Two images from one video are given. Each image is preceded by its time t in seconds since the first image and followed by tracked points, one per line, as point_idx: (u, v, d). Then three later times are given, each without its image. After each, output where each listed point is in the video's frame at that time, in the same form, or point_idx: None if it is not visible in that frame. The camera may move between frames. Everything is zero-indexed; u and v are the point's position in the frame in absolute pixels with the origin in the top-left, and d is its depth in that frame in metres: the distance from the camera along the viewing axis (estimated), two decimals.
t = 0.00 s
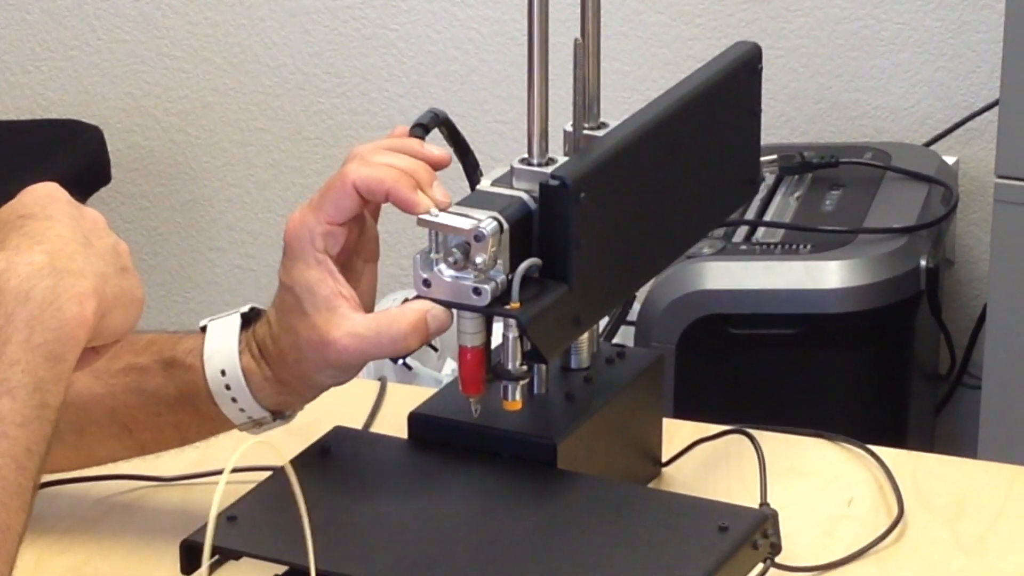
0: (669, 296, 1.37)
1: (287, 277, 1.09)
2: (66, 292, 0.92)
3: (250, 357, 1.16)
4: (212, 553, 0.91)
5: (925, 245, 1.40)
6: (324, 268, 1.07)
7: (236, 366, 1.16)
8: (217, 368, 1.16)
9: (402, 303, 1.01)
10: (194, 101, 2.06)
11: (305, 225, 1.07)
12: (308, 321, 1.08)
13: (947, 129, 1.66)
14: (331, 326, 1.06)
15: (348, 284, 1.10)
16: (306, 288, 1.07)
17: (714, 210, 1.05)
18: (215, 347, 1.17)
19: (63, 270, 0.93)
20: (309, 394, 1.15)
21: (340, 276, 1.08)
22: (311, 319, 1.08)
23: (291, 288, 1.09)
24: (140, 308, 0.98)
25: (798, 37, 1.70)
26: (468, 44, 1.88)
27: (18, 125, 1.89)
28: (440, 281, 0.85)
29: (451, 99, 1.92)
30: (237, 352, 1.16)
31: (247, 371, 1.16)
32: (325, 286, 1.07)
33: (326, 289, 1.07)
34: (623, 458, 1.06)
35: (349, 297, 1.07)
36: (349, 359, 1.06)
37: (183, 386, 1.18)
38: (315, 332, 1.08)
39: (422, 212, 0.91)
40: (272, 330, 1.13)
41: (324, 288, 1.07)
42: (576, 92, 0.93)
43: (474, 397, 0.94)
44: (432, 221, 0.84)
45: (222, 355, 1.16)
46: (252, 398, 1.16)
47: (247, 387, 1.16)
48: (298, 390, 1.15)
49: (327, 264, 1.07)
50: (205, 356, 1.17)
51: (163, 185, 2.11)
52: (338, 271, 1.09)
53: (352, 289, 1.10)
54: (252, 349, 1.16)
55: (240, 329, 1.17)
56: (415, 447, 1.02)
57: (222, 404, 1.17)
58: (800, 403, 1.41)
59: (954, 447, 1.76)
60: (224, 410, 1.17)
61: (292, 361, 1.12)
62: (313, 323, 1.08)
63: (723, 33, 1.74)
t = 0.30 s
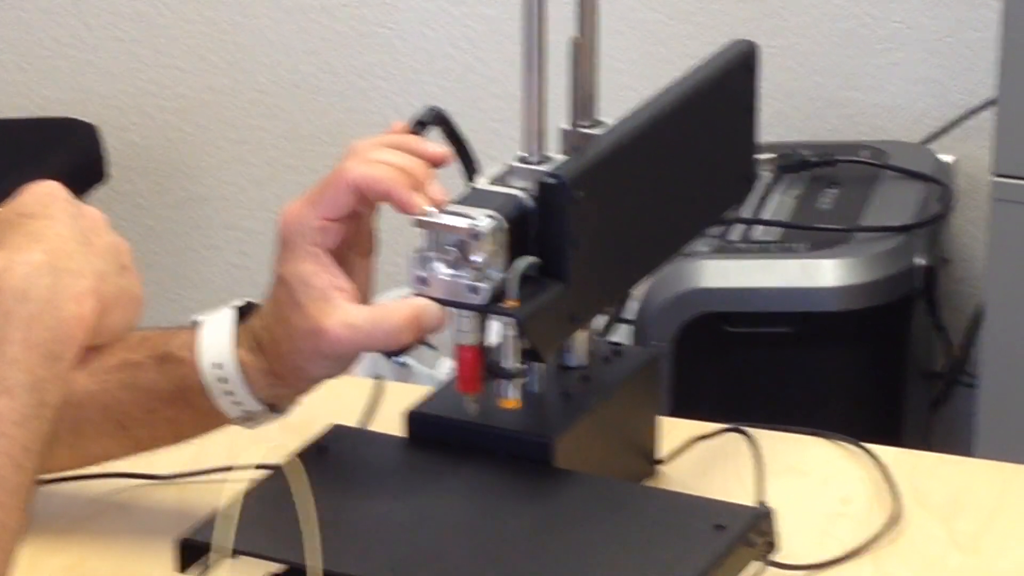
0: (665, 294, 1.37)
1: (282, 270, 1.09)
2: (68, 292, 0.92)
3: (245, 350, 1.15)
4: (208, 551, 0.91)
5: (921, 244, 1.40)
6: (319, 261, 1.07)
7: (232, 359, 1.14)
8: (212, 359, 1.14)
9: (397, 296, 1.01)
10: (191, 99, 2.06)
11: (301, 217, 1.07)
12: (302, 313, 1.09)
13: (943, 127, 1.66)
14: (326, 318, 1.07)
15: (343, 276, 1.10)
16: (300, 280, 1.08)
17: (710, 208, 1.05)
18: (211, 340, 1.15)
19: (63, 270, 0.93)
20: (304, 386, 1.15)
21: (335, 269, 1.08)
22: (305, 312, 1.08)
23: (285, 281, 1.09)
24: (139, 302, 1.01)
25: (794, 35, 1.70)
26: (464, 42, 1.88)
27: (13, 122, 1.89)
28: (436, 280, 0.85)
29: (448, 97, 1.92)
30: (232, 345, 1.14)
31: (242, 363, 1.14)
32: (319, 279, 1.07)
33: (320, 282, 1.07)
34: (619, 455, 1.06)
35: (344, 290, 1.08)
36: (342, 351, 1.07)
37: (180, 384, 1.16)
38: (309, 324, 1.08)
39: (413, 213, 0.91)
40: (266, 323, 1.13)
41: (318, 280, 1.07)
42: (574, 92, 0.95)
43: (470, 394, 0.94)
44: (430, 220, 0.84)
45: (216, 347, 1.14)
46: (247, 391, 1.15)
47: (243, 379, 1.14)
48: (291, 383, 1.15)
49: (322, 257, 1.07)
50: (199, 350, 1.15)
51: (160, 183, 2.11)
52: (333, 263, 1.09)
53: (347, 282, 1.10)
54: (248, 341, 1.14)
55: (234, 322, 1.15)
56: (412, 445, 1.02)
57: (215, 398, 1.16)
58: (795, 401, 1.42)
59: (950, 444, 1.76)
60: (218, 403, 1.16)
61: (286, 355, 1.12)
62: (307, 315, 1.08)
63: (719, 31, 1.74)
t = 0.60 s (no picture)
0: (662, 293, 1.37)
1: (277, 273, 1.09)
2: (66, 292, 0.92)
3: (243, 352, 1.16)
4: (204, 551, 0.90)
5: (917, 242, 1.40)
6: (314, 263, 1.07)
7: (229, 360, 1.15)
8: (210, 363, 1.16)
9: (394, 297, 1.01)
10: (187, 97, 2.06)
11: (295, 220, 1.06)
12: (297, 314, 1.09)
13: (939, 126, 1.66)
14: (322, 318, 1.07)
15: (338, 276, 1.10)
16: (296, 282, 1.08)
17: (706, 207, 1.05)
18: (208, 342, 1.16)
19: (61, 269, 0.93)
20: (303, 387, 1.15)
21: (330, 269, 1.08)
22: (301, 313, 1.08)
23: (281, 283, 1.09)
24: (138, 300, 1.01)
25: (791, 33, 1.70)
26: (461, 40, 1.88)
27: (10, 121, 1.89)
28: (432, 278, 0.85)
29: (444, 95, 1.92)
30: (229, 347, 1.16)
31: (240, 365, 1.16)
32: (314, 280, 1.07)
33: (316, 283, 1.07)
34: (616, 455, 1.06)
35: (339, 291, 1.08)
36: (338, 352, 1.07)
37: (178, 385, 1.17)
38: (305, 325, 1.08)
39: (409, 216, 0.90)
40: (262, 324, 1.13)
41: (313, 280, 1.07)
42: (569, 88, 0.94)
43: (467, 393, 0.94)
44: (426, 219, 0.84)
45: (214, 350, 1.16)
46: (246, 393, 1.15)
47: (241, 381, 1.15)
48: (289, 384, 1.15)
49: (317, 259, 1.07)
50: (198, 353, 1.17)
51: (156, 182, 2.11)
52: (328, 264, 1.09)
53: (341, 282, 1.10)
54: (245, 344, 1.16)
55: (231, 324, 1.17)
56: (409, 444, 1.02)
57: (214, 399, 1.16)
58: (792, 399, 1.42)
59: (946, 443, 1.77)
60: (218, 405, 1.17)
61: (283, 356, 1.12)
62: (302, 316, 1.08)
63: (715, 29, 1.74)
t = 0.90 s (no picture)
0: (663, 295, 1.37)
1: (282, 276, 1.09)
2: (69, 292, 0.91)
3: (245, 358, 1.16)
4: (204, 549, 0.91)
5: (919, 243, 1.40)
6: (318, 265, 1.07)
7: (230, 367, 1.15)
8: (211, 368, 1.16)
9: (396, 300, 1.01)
10: (188, 97, 2.06)
11: (300, 221, 1.07)
12: (302, 320, 1.08)
13: (941, 127, 1.66)
14: (324, 323, 1.06)
15: (343, 284, 1.10)
16: (300, 285, 1.07)
17: (709, 209, 1.05)
18: (211, 347, 1.16)
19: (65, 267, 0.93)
20: (302, 394, 1.16)
21: (334, 275, 1.08)
22: (305, 317, 1.08)
23: (286, 287, 1.09)
24: (140, 305, 0.98)
25: (792, 34, 1.70)
26: (462, 40, 1.88)
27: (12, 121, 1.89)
28: (435, 279, 0.85)
29: (445, 96, 1.91)
30: (231, 354, 1.16)
31: (241, 371, 1.16)
32: (318, 283, 1.07)
33: (320, 286, 1.07)
34: (617, 456, 1.06)
35: (344, 295, 1.07)
36: (342, 357, 1.06)
37: (179, 388, 1.18)
38: (309, 331, 1.07)
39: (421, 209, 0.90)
40: (266, 328, 1.14)
41: (318, 285, 1.07)
42: (571, 89, 0.94)
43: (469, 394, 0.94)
44: (428, 219, 0.83)
45: (216, 357, 1.16)
46: (246, 399, 1.16)
47: (242, 389, 1.15)
48: (292, 388, 1.15)
49: (322, 261, 1.07)
50: (200, 357, 1.16)
51: (158, 182, 2.11)
52: (333, 270, 1.09)
53: (346, 289, 1.09)
54: (248, 350, 1.16)
55: (234, 330, 1.17)
56: (410, 444, 1.02)
57: (216, 404, 1.16)
58: (793, 400, 1.42)
59: (947, 444, 1.76)
60: (219, 410, 1.17)
61: (286, 360, 1.12)
62: (306, 321, 1.08)
63: (717, 30, 1.74)
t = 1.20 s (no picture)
0: (661, 294, 1.37)
1: (277, 270, 1.09)
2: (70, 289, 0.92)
3: (244, 352, 1.16)
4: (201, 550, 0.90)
5: (918, 243, 1.40)
6: (314, 260, 1.07)
7: (230, 361, 1.15)
8: (211, 361, 1.16)
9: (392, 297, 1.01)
10: (187, 96, 2.06)
11: (295, 218, 1.07)
12: (298, 314, 1.08)
13: (940, 127, 1.66)
14: (321, 316, 1.06)
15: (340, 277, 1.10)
16: (296, 279, 1.08)
17: (706, 209, 1.05)
18: (210, 342, 1.16)
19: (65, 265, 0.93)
20: (303, 387, 1.15)
21: (331, 268, 1.08)
22: (301, 311, 1.08)
23: (281, 281, 1.09)
24: (136, 305, 1.01)
25: (791, 34, 1.70)
26: (461, 40, 1.88)
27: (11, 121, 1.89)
28: (432, 279, 0.85)
29: (444, 95, 1.91)
30: (231, 347, 1.16)
31: (241, 364, 1.16)
32: (314, 278, 1.07)
33: (316, 280, 1.07)
34: (615, 456, 1.06)
35: (340, 289, 1.07)
36: (338, 351, 1.06)
37: (180, 382, 1.17)
38: (305, 324, 1.08)
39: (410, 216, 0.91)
40: (263, 322, 1.14)
41: (314, 279, 1.07)
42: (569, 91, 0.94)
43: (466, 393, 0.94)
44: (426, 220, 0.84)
45: (214, 350, 1.16)
46: (246, 392, 1.16)
47: (242, 381, 1.15)
48: (289, 383, 1.15)
49: (317, 257, 1.07)
50: (199, 350, 1.17)
51: (157, 181, 2.11)
52: (329, 264, 1.09)
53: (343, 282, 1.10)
54: (246, 343, 1.16)
55: (233, 324, 1.17)
56: (408, 444, 1.02)
57: (216, 399, 1.16)
58: (790, 400, 1.42)
59: (945, 445, 1.76)
60: (218, 404, 1.17)
61: (283, 353, 1.12)
62: (302, 314, 1.08)
63: (716, 30, 1.74)
